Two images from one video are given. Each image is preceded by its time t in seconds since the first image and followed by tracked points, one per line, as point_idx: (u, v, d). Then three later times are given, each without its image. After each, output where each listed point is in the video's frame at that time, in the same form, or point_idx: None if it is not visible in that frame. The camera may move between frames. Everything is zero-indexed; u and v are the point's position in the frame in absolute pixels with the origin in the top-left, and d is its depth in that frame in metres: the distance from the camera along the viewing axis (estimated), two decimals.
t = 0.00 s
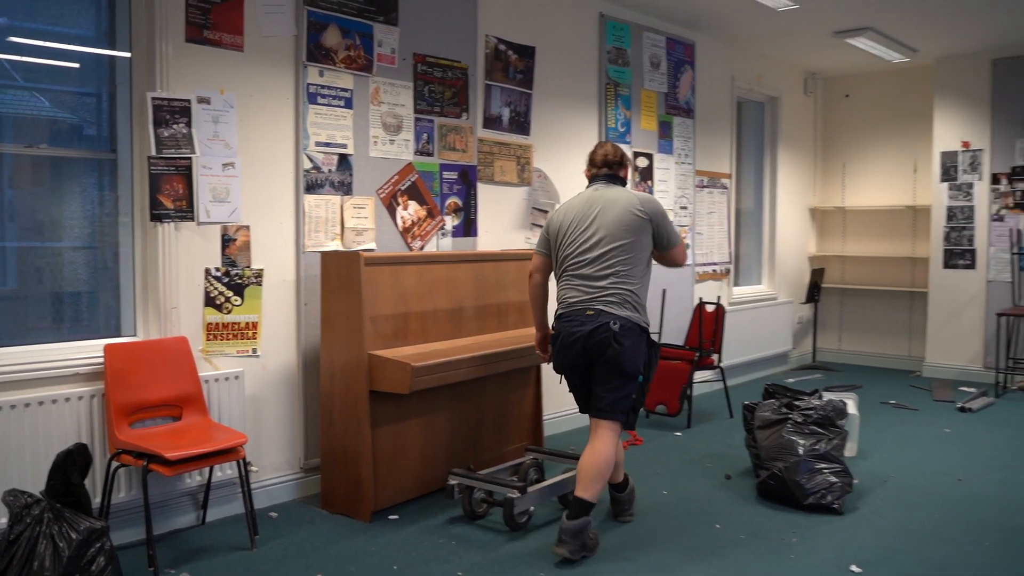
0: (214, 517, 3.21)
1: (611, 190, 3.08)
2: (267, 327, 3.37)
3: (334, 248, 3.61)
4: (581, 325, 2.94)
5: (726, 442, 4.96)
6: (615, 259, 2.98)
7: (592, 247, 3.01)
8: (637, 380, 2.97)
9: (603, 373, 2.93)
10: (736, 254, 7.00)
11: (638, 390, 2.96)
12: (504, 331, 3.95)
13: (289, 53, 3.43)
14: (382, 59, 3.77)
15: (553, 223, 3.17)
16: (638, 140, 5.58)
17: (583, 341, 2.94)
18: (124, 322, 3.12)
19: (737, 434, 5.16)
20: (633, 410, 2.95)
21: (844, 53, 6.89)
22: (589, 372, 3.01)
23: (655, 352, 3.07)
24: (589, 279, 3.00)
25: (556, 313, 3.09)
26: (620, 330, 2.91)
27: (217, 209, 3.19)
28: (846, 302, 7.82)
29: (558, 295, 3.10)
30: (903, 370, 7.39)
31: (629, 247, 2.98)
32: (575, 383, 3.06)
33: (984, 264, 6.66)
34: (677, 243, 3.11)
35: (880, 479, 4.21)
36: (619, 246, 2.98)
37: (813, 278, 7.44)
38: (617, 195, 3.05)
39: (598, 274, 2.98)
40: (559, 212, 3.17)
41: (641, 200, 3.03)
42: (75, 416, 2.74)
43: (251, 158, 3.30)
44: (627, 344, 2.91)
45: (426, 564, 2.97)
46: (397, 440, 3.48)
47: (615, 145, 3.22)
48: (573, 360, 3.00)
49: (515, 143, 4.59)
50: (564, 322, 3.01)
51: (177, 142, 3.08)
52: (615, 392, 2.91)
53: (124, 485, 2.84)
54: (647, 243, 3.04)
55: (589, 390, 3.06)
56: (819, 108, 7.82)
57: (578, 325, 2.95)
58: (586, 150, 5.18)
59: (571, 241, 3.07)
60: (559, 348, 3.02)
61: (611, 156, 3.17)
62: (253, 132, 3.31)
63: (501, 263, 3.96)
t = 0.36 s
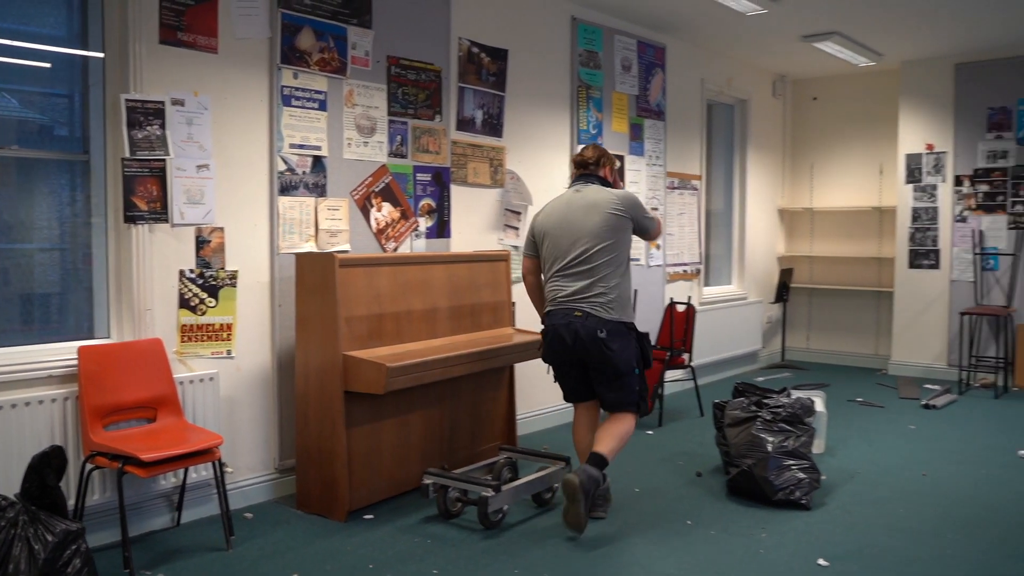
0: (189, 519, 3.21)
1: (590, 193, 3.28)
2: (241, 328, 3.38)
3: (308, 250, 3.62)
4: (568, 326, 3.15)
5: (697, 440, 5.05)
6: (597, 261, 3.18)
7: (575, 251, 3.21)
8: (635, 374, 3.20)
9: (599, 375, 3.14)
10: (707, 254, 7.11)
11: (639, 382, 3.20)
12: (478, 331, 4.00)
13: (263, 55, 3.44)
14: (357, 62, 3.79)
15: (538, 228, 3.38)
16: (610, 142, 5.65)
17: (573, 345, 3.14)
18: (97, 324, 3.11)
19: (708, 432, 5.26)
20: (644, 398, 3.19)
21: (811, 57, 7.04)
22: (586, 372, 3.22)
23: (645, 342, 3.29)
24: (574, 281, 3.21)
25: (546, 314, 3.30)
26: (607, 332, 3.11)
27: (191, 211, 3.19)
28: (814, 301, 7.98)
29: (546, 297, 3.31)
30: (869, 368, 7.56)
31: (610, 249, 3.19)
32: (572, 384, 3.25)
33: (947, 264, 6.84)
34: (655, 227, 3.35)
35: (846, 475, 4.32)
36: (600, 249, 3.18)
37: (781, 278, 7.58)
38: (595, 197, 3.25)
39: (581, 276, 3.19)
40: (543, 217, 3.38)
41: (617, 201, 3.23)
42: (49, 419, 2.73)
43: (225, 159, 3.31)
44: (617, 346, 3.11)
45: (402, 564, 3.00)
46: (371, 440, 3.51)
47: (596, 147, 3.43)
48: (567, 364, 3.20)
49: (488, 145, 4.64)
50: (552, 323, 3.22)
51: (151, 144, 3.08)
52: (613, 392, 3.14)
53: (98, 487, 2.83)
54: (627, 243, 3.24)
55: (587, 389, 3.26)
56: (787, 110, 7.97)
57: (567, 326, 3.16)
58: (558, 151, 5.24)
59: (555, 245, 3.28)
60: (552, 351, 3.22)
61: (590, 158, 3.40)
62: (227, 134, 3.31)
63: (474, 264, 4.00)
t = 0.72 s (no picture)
0: (162, 520, 3.20)
1: (576, 192, 3.53)
2: (213, 328, 3.38)
3: (281, 250, 3.63)
4: (562, 318, 3.43)
5: (667, 438, 5.12)
6: (586, 257, 3.48)
7: (564, 247, 3.48)
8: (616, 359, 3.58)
9: (590, 362, 3.47)
10: (677, 254, 7.21)
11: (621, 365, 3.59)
12: (450, 331, 4.02)
13: (235, 55, 3.44)
14: (329, 62, 3.80)
15: (525, 224, 3.61)
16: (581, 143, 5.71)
17: (567, 334, 3.43)
18: (68, 324, 3.09)
19: (678, 429, 5.34)
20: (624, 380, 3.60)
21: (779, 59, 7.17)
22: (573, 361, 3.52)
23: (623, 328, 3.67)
24: (564, 276, 3.49)
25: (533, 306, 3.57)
26: (599, 323, 3.45)
27: (163, 210, 3.18)
28: (782, 300, 8.12)
29: (535, 290, 3.57)
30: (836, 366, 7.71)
31: (598, 246, 3.49)
32: (558, 374, 3.50)
33: (912, 263, 7.01)
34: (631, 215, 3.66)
35: (813, 471, 4.42)
36: (589, 246, 3.47)
37: (750, 277, 7.70)
38: (581, 196, 3.51)
39: (571, 271, 3.47)
40: (529, 214, 3.61)
41: (601, 199, 3.49)
42: (20, 420, 2.72)
43: (197, 159, 3.30)
44: (607, 334, 3.48)
45: (378, 562, 3.02)
46: (345, 439, 3.52)
47: (584, 148, 3.69)
48: (557, 352, 3.47)
49: (460, 145, 4.66)
50: (543, 314, 3.48)
51: (123, 144, 3.06)
52: (603, 375, 3.50)
53: (70, 489, 2.82)
54: (609, 240, 3.56)
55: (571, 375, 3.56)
56: (756, 112, 8.10)
57: (560, 318, 3.44)
58: (530, 151, 5.27)
59: (544, 241, 3.53)
60: (543, 340, 3.47)
61: (579, 157, 3.66)
62: (199, 134, 3.31)
63: (446, 264, 4.03)
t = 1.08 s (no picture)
0: (132, 521, 3.18)
1: (564, 194, 3.64)
2: (185, 328, 3.36)
3: (253, 249, 3.62)
4: (550, 313, 3.53)
5: (639, 436, 5.19)
6: (573, 257, 3.60)
7: (553, 247, 3.58)
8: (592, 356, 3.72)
9: (573, 357, 3.60)
10: (647, 253, 7.30)
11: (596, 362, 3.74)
12: (423, 330, 4.04)
13: (206, 54, 3.42)
14: (301, 61, 3.80)
15: (512, 223, 3.69)
16: (552, 143, 5.75)
17: (555, 330, 3.53)
18: (36, 325, 3.05)
19: (649, 427, 5.41)
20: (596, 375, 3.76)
21: (747, 61, 7.28)
22: (556, 356, 3.61)
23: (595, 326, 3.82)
24: (551, 274, 3.60)
25: (518, 302, 3.65)
26: (584, 319, 3.58)
27: (134, 210, 3.16)
28: (751, 299, 8.25)
29: (520, 286, 3.65)
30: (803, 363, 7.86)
31: (584, 247, 3.62)
32: (541, 368, 3.56)
33: (878, 262, 7.16)
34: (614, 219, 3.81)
35: (781, 467, 4.51)
36: (577, 247, 3.60)
37: (720, 276, 7.81)
38: (572, 199, 3.62)
39: (559, 269, 3.58)
40: (516, 213, 3.69)
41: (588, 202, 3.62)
42: None
43: (169, 158, 3.28)
44: (590, 330, 3.62)
45: (353, 562, 3.02)
46: (318, 439, 3.53)
47: (570, 152, 3.77)
48: (543, 345, 3.55)
49: (432, 145, 4.68)
50: (530, 309, 3.56)
51: (92, 142, 3.04)
52: (584, 367, 3.64)
53: (39, 490, 2.80)
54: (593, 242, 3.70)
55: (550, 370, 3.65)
56: (725, 112, 8.22)
57: (547, 314, 3.53)
58: (502, 151, 5.30)
59: (532, 240, 3.61)
60: (531, 335, 3.53)
61: (564, 162, 3.71)
62: (170, 133, 3.29)
63: (418, 263, 4.04)
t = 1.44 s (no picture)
0: (103, 524, 3.15)
1: (552, 199, 3.83)
2: (156, 329, 3.33)
3: (225, 249, 3.59)
4: (539, 311, 3.68)
5: (611, 434, 5.24)
6: (561, 259, 3.79)
7: (543, 249, 3.75)
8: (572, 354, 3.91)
9: (557, 352, 3.77)
10: (618, 253, 7.36)
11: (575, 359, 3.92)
12: (396, 330, 4.04)
13: (178, 52, 3.39)
14: (273, 60, 3.78)
15: (503, 225, 3.83)
16: (524, 143, 5.78)
17: (542, 325, 3.69)
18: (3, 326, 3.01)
19: (621, 425, 5.47)
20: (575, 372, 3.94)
21: (716, 62, 7.38)
22: (541, 351, 3.77)
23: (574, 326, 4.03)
24: (539, 274, 3.77)
25: (505, 300, 3.78)
26: (569, 317, 3.77)
27: (103, 209, 3.12)
28: (720, 298, 8.37)
29: (508, 285, 3.78)
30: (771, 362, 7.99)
31: (573, 253, 3.84)
32: (526, 363, 3.72)
33: (845, 262, 7.31)
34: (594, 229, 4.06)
35: (752, 464, 4.59)
36: (565, 250, 3.80)
37: (689, 276, 7.90)
38: (560, 205, 3.82)
39: (548, 270, 3.76)
40: (507, 215, 3.83)
41: (576, 212, 3.86)
42: None
43: (139, 157, 3.25)
44: (573, 327, 3.81)
45: (328, 563, 3.02)
46: (291, 439, 3.51)
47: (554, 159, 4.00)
48: (531, 342, 3.72)
49: (404, 145, 4.68)
50: (519, 307, 3.71)
51: (61, 141, 3.00)
52: (567, 363, 3.82)
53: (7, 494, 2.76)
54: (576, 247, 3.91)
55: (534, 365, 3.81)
56: (694, 113, 8.32)
57: (536, 311, 3.68)
58: (474, 151, 5.31)
59: (522, 241, 3.77)
60: (520, 330, 3.68)
61: (550, 168, 3.94)
62: (140, 131, 3.26)
63: (391, 263, 4.04)
